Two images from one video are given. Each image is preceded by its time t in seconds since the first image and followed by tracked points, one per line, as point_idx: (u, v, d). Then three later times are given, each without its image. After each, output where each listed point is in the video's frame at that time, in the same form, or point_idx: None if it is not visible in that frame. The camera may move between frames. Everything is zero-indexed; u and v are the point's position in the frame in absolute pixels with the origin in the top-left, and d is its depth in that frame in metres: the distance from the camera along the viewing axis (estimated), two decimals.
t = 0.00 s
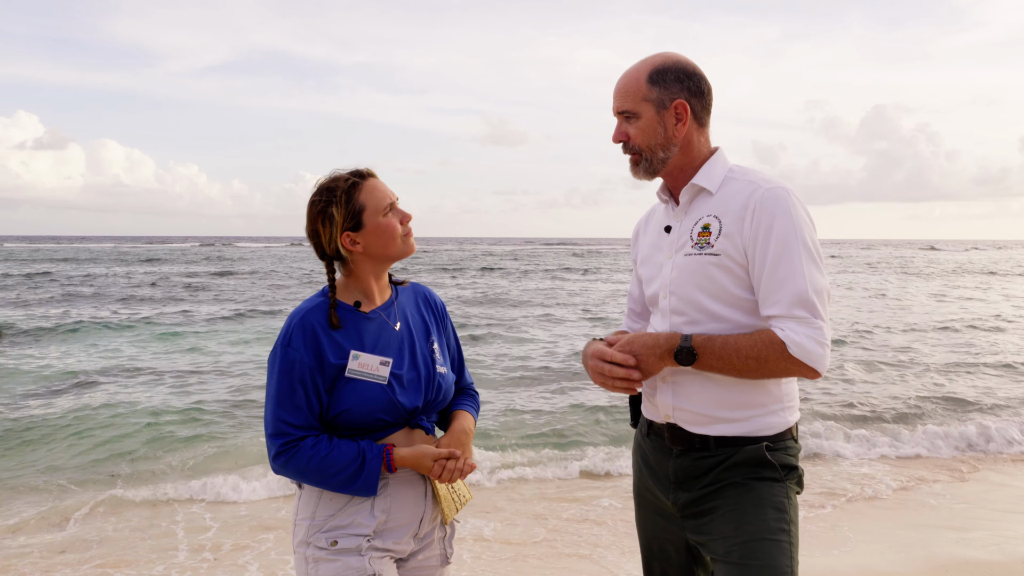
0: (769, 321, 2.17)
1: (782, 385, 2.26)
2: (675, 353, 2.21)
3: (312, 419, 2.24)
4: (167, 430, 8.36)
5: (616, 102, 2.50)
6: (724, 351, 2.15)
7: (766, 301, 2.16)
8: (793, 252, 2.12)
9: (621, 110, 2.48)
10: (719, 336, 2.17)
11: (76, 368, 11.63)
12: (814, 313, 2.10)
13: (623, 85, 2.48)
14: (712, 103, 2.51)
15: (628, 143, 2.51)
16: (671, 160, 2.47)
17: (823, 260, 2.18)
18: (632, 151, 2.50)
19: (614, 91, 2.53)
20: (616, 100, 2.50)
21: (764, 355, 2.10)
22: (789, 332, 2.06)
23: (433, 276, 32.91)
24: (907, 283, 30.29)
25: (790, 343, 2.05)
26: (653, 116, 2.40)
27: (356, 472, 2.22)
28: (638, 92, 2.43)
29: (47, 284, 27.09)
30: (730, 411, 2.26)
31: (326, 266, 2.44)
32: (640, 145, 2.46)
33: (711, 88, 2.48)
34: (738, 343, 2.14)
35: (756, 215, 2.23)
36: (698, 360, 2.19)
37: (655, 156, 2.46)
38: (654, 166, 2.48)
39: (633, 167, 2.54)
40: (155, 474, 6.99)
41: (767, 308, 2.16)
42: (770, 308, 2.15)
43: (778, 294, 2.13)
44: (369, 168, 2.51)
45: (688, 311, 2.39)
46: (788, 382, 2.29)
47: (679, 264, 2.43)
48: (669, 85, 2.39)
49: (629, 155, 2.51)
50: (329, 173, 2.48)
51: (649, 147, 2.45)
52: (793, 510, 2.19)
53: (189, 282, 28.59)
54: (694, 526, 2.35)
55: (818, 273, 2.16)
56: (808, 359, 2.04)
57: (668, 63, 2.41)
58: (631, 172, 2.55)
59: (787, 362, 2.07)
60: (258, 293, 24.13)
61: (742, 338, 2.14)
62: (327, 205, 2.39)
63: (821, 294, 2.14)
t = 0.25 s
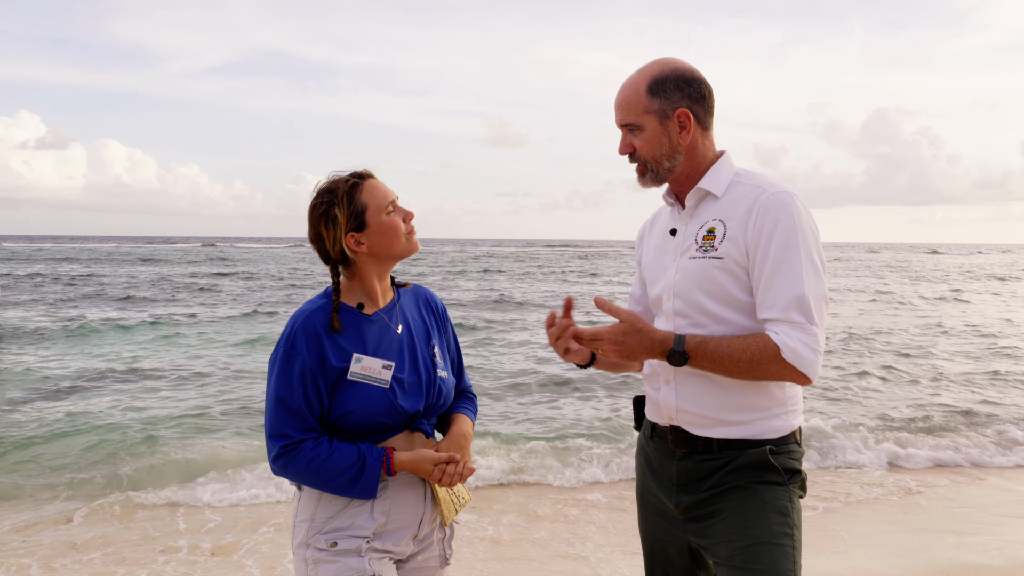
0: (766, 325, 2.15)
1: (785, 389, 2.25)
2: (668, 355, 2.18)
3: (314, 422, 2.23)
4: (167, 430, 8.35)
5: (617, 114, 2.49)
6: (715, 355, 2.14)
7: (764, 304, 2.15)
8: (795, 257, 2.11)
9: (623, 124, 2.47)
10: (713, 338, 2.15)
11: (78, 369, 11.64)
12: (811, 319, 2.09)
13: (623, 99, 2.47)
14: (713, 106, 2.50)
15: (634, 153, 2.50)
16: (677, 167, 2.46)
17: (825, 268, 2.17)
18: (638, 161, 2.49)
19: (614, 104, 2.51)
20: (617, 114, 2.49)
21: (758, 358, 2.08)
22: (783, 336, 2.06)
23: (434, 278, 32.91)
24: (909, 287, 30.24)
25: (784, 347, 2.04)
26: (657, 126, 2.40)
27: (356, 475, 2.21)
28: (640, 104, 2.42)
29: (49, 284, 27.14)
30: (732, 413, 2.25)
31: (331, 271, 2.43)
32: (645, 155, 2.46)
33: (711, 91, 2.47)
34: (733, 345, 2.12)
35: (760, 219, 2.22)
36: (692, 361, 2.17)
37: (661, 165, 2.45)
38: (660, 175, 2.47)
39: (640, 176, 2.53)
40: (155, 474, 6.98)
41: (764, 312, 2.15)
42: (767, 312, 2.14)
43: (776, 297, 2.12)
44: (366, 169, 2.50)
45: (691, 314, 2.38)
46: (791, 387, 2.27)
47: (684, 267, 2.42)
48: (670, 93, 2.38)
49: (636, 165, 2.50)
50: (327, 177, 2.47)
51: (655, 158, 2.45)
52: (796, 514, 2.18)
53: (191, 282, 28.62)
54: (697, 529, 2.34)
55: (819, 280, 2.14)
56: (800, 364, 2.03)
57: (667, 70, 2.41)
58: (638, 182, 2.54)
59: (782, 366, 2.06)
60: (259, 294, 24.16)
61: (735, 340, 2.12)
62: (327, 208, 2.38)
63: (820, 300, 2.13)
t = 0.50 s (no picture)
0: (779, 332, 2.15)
1: (791, 395, 2.24)
2: (686, 376, 2.19)
3: (317, 425, 2.23)
4: (170, 433, 8.35)
5: (622, 116, 2.49)
6: (730, 368, 2.13)
7: (775, 311, 2.14)
8: (801, 261, 2.10)
9: (626, 125, 2.47)
10: (730, 354, 2.14)
11: (81, 372, 11.67)
12: (824, 323, 2.08)
13: (628, 100, 2.47)
14: (719, 112, 2.50)
15: (636, 155, 2.50)
16: (679, 171, 2.45)
17: (831, 270, 2.17)
18: (640, 163, 2.49)
19: (619, 106, 2.52)
20: (622, 115, 2.49)
21: (774, 368, 2.07)
22: (799, 342, 2.04)
23: (436, 281, 32.94)
24: (913, 292, 30.15)
25: (801, 353, 2.03)
26: (661, 129, 2.40)
27: (359, 479, 2.21)
28: (644, 105, 2.42)
29: (53, 288, 27.25)
30: (737, 420, 2.24)
31: (335, 275, 2.43)
32: (647, 157, 2.46)
33: (717, 97, 2.47)
34: (749, 358, 2.11)
35: (764, 224, 2.21)
36: (709, 378, 2.18)
37: (662, 168, 2.45)
38: (662, 177, 2.47)
39: (641, 179, 2.53)
40: (157, 477, 6.98)
41: (776, 317, 2.14)
42: (780, 318, 2.13)
43: (787, 303, 2.11)
44: (376, 174, 2.50)
45: (696, 321, 2.37)
46: (796, 392, 2.26)
47: (688, 274, 2.41)
48: (675, 96, 2.39)
49: (637, 167, 2.50)
50: (338, 181, 2.48)
51: (657, 160, 2.44)
52: (801, 520, 2.16)
53: (194, 286, 28.69)
54: (702, 535, 2.33)
55: (828, 282, 2.14)
56: (819, 369, 2.01)
57: (673, 74, 2.40)
58: (640, 185, 2.54)
59: (799, 373, 2.04)
60: (263, 298, 24.22)
61: (751, 352, 2.11)
62: (337, 213, 2.38)
63: (831, 303, 2.12)
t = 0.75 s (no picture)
0: (776, 334, 2.15)
1: (788, 396, 2.25)
2: (683, 377, 2.20)
3: (315, 424, 2.24)
4: (171, 433, 8.36)
5: (627, 109, 2.50)
6: (727, 368, 2.14)
7: (772, 312, 2.15)
8: (799, 263, 2.11)
9: (632, 119, 2.48)
10: (726, 355, 2.16)
11: (83, 372, 11.70)
12: (821, 325, 2.09)
13: (634, 94, 2.48)
14: (723, 113, 2.51)
15: (638, 151, 2.51)
16: (680, 169, 2.47)
17: (829, 272, 2.17)
18: (642, 159, 2.50)
19: (625, 100, 2.53)
20: (628, 109, 2.50)
21: (770, 370, 2.08)
22: (795, 344, 2.05)
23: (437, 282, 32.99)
24: (914, 293, 30.14)
25: (797, 355, 2.04)
26: (665, 125, 2.40)
27: (357, 479, 2.22)
28: (650, 101, 2.43)
29: (55, 287, 27.34)
30: (735, 421, 2.25)
31: (334, 273, 2.44)
32: (650, 153, 2.47)
33: (722, 99, 2.48)
34: (745, 359, 2.12)
35: (763, 225, 2.22)
36: (706, 379, 2.19)
37: (664, 164, 2.46)
38: (662, 173, 2.48)
39: (642, 175, 2.54)
40: (158, 475, 6.99)
41: (773, 319, 2.15)
42: (777, 319, 2.13)
43: (784, 304, 2.11)
44: (378, 174, 2.51)
45: (695, 321, 2.38)
46: (794, 392, 2.27)
47: (688, 274, 2.42)
48: (681, 93, 2.40)
49: (639, 163, 2.51)
50: (339, 180, 2.49)
51: (659, 157, 2.45)
52: (798, 520, 2.17)
53: (196, 286, 28.77)
54: (700, 535, 2.34)
55: (825, 285, 2.14)
56: (815, 371, 2.02)
57: (681, 73, 2.42)
58: (638, 179, 2.55)
59: (796, 375, 2.05)
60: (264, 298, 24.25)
61: (748, 354, 2.12)
62: (336, 211, 2.40)
63: (828, 305, 2.13)
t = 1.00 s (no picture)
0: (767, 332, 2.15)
1: (783, 396, 2.25)
2: (670, 364, 2.21)
3: (310, 423, 2.25)
4: (168, 431, 8.36)
5: (633, 107, 2.50)
6: (717, 359, 2.15)
7: (766, 311, 2.16)
8: (798, 264, 2.12)
9: (637, 116, 2.48)
10: (714, 345, 2.17)
11: (80, 370, 11.68)
12: (813, 325, 2.09)
13: (641, 91, 2.48)
14: (727, 114, 2.51)
15: (642, 148, 2.51)
16: (685, 168, 2.47)
17: (827, 277, 2.18)
18: (647, 156, 2.50)
19: (631, 96, 2.53)
20: (633, 105, 2.50)
21: (759, 366, 2.08)
22: (786, 343, 2.05)
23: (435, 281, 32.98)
24: (911, 294, 30.20)
25: (785, 353, 2.04)
26: (670, 123, 2.41)
27: (352, 477, 2.22)
28: (657, 98, 2.43)
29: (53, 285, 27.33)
30: (729, 420, 2.25)
31: (327, 272, 2.45)
32: (654, 151, 2.46)
33: (727, 99, 2.49)
34: (733, 351, 2.13)
35: (764, 226, 2.23)
36: (694, 369, 2.19)
37: (669, 162, 2.46)
38: (668, 172, 2.48)
39: (646, 173, 2.54)
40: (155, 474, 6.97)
41: (766, 318, 2.15)
42: (769, 318, 2.14)
43: (780, 304, 2.12)
44: (372, 174, 2.51)
45: (694, 321, 2.38)
46: (789, 392, 2.28)
47: (689, 274, 2.42)
48: (688, 92, 2.40)
49: (643, 161, 2.51)
50: (332, 178, 2.49)
51: (663, 155, 2.45)
52: (793, 520, 2.18)
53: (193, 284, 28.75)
54: (695, 536, 2.34)
55: (822, 287, 2.15)
56: (803, 371, 2.02)
57: (689, 72, 2.42)
58: (644, 178, 2.55)
59: (783, 374, 2.05)
60: (262, 297, 24.21)
61: (736, 346, 2.13)
62: (329, 210, 2.40)
63: (822, 308, 2.13)
